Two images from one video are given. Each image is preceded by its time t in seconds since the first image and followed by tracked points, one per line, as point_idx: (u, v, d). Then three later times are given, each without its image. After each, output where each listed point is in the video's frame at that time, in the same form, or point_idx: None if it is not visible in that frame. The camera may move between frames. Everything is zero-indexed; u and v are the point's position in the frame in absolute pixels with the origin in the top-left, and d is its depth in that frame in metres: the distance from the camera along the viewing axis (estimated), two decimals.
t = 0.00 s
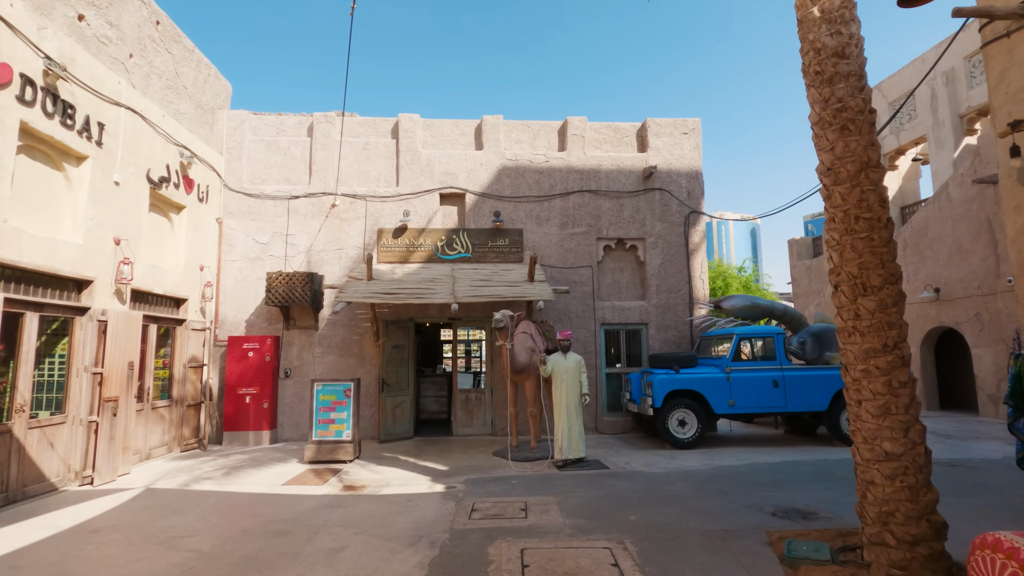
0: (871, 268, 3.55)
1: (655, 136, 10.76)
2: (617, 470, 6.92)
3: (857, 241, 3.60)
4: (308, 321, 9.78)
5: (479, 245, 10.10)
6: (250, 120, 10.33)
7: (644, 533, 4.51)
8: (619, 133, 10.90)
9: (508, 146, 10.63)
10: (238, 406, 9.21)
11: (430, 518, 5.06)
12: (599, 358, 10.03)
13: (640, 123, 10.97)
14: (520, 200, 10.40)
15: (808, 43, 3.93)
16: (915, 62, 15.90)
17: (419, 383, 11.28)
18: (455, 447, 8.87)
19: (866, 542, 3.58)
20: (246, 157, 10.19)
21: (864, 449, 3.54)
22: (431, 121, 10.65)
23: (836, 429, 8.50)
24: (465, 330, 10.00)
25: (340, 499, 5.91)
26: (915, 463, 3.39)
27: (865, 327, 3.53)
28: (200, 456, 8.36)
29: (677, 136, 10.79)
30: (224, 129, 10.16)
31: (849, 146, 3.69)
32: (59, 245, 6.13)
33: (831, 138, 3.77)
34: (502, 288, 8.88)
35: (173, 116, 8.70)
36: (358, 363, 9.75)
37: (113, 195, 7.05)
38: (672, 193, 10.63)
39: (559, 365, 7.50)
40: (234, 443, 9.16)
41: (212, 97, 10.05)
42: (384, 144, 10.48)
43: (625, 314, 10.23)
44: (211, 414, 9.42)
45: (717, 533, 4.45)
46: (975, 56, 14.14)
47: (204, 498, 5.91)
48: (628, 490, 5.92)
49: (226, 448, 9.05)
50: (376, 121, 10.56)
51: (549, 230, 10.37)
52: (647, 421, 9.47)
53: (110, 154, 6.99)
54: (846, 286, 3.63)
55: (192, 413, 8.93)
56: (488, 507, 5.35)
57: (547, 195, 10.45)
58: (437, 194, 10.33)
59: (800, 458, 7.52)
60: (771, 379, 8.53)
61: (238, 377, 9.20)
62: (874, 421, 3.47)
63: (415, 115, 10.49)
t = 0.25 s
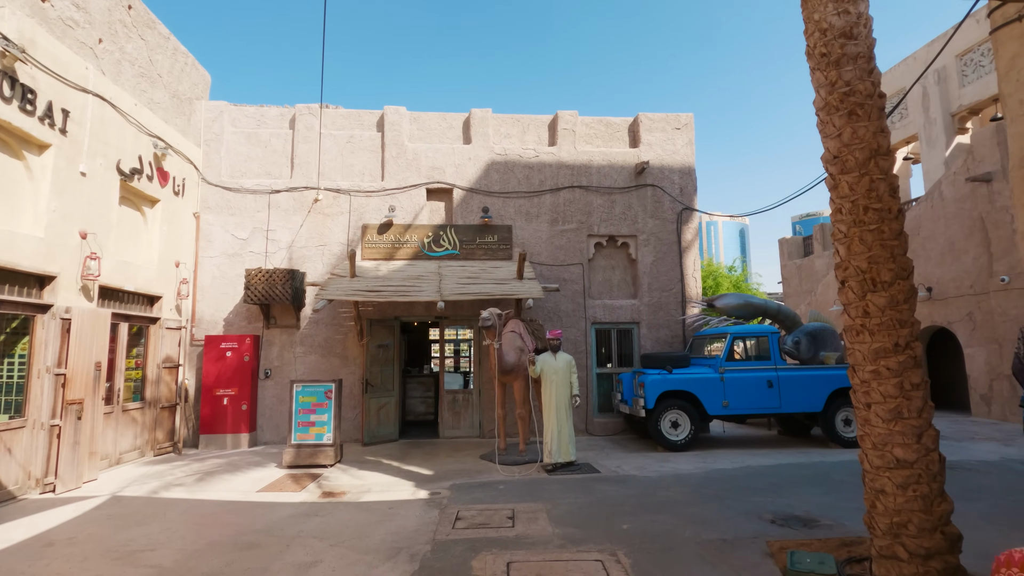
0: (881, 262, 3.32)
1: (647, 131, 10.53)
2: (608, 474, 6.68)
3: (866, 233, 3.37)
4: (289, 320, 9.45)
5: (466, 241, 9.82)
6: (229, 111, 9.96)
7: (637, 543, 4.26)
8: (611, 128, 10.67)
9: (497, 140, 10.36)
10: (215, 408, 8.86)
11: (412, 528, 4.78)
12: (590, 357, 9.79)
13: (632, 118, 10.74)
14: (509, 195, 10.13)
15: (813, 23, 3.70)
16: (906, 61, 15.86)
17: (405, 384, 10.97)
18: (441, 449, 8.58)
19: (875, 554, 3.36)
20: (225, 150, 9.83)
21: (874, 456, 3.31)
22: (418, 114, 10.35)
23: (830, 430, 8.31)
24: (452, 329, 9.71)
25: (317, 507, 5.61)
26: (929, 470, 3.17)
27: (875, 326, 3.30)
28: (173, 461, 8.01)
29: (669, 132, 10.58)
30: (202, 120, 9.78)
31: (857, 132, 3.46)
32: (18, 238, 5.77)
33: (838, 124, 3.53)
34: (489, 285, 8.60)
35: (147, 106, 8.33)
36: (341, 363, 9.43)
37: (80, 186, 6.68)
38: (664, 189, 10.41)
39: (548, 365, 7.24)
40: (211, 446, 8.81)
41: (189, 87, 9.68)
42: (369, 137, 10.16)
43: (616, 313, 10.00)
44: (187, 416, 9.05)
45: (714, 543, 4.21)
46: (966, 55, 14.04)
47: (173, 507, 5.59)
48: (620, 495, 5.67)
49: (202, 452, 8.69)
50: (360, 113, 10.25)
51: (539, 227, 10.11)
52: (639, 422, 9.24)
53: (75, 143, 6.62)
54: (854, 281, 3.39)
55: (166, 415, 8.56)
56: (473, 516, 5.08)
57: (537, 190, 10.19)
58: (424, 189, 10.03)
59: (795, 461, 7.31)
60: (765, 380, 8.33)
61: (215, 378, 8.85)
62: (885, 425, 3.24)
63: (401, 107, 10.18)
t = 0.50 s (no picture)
0: (898, 256, 3.10)
1: (643, 127, 10.32)
2: (604, 479, 6.45)
3: (882, 225, 3.15)
4: (275, 320, 9.16)
5: (458, 239, 9.56)
6: (214, 104, 9.66)
7: (636, 554, 4.02)
8: (606, 124, 10.45)
9: (489, 136, 10.11)
10: (198, 411, 8.56)
11: (398, 538, 4.52)
12: (584, 358, 9.56)
13: (627, 114, 10.53)
14: (502, 192, 9.88)
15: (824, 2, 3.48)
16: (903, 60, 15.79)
17: (395, 385, 10.70)
18: (431, 453, 8.33)
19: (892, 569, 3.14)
20: (209, 144, 9.52)
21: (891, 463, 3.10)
22: (408, 108, 10.09)
23: (831, 433, 8.12)
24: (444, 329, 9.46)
25: (300, 515, 5.34)
26: (951, 479, 2.96)
27: (891, 324, 3.09)
28: (153, 466, 7.70)
29: (666, 128, 10.37)
30: (185, 114, 9.47)
31: (872, 117, 3.24)
32: None
33: (851, 109, 3.32)
34: (481, 284, 8.35)
35: (125, 97, 8.03)
36: (328, 364, 9.16)
37: (51, 179, 6.38)
38: (660, 186, 10.20)
39: (542, 366, 6.99)
40: (192, 451, 8.50)
41: (171, 79, 9.38)
42: (359, 132, 9.89)
43: (612, 312, 9.77)
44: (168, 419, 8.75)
45: (717, 554, 3.99)
46: (963, 53, 14.00)
47: (147, 516, 5.30)
48: (617, 502, 5.43)
49: (183, 456, 8.39)
50: (349, 107, 9.99)
51: (533, 224, 9.87)
52: (634, 425, 9.02)
53: (47, 134, 6.32)
54: (869, 276, 3.18)
55: (146, 418, 8.25)
56: (463, 525, 4.83)
57: (530, 187, 9.95)
58: (415, 185, 9.77)
59: (796, 464, 7.11)
60: (764, 381, 8.12)
61: (198, 380, 8.55)
62: (902, 431, 3.03)
63: (391, 101, 9.92)
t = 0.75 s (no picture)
0: (917, 249, 2.90)
1: (640, 122, 10.11)
2: (601, 483, 6.23)
3: (899, 216, 2.94)
4: (262, 319, 8.90)
5: (451, 236, 9.33)
6: (199, 97, 9.38)
7: (635, 566, 3.81)
8: (602, 119, 10.24)
9: (483, 130, 9.88)
10: (182, 413, 8.29)
11: (384, 548, 4.29)
12: (580, 358, 9.35)
13: (624, 109, 10.31)
14: (496, 187, 9.65)
15: None
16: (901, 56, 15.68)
17: (386, 386, 10.46)
18: (423, 455, 8.10)
19: None
20: (194, 138, 9.24)
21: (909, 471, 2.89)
22: (400, 101, 9.84)
23: (832, 434, 7.94)
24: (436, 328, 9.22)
25: (283, 522, 5.09)
26: (974, 488, 2.76)
27: (910, 322, 2.88)
28: (133, 470, 7.43)
29: (663, 123, 10.17)
30: (169, 106, 9.19)
31: (888, 101, 3.04)
32: None
33: (865, 92, 3.11)
34: (474, 281, 8.13)
35: (105, 88, 7.75)
36: (317, 364, 8.91)
37: (24, 171, 6.11)
38: (658, 182, 10.00)
39: (536, 366, 6.77)
40: (176, 454, 8.23)
41: (155, 70, 9.09)
42: (349, 125, 9.64)
43: (608, 311, 9.56)
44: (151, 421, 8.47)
45: (721, 565, 3.78)
46: (962, 49, 13.89)
47: (121, 524, 5.04)
48: (614, 508, 5.22)
49: (167, 459, 8.12)
50: (339, 101, 9.74)
51: (528, 221, 9.65)
52: (631, 426, 8.82)
53: (19, 124, 6.05)
54: (886, 271, 2.97)
55: (127, 420, 7.98)
56: (454, 533, 4.60)
57: (525, 182, 9.73)
58: (406, 180, 9.52)
59: (797, 467, 6.92)
60: (764, 381, 7.93)
61: (182, 381, 8.28)
62: (922, 436, 2.82)
63: (382, 94, 9.66)
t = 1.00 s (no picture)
0: (935, 236, 2.70)
1: (636, 116, 9.91)
2: (595, 485, 6.02)
3: (915, 201, 2.74)
4: (248, 316, 8.65)
5: (443, 232, 9.11)
6: (183, 87, 9.10)
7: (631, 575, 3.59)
8: (597, 113, 10.03)
9: (476, 123, 9.65)
10: (163, 413, 8.02)
11: (366, 556, 4.06)
12: (575, 357, 9.14)
13: (620, 102, 10.11)
14: (489, 182, 9.43)
15: None
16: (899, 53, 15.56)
17: (376, 385, 10.22)
18: (413, 456, 7.87)
19: None
20: (178, 129, 8.97)
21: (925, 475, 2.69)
22: (390, 94, 9.59)
23: (831, 434, 7.76)
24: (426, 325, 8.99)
25: (262, 528, 4.86)
26: (996, 493, 2.56)
27: (927, 314, 2.68)
28: (111, 472, 7.16)
29: (659, 117, 9.97)
30: (152, 97, 8.91)
31: (903, 78, 2.83)
32: None
33: (878, 70, 2.90)
34: (466, 277, 7.90)
35: (83, 76, 7.50)
36: (304, 363, 8.66)
37: None
38: (654, 177, 9.80)
39: (529, 364, 6.54)
40: (157, 455, 7.97)
41: (137, 59, 8.82)
42: (338, 118, 9.38)
43: (603, 309, 9.35)
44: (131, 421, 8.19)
45: (722, 574, 3.57)
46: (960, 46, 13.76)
47: (91, 530, 4.78)
48: (609, 512, 5.01)
49: (147, 461, 7.86)
50: (328, 93, 9.49)
51: (521, 217, 9.43)
52: (627, 426, 8.61)
53: None
54: (901, 260, 2.76)
55: (106, 421, 7.70)
56: (440, 539, 4.38)
57: (519, 177, 9.51)
58: (397, 174, 9.29)
59: (796, 468, 6.73)
60: (763, 380, 7.74)
61: (163, 380, 8.01)
62: (940, 438, 2.62)
63: (372, 86, 9.42)
